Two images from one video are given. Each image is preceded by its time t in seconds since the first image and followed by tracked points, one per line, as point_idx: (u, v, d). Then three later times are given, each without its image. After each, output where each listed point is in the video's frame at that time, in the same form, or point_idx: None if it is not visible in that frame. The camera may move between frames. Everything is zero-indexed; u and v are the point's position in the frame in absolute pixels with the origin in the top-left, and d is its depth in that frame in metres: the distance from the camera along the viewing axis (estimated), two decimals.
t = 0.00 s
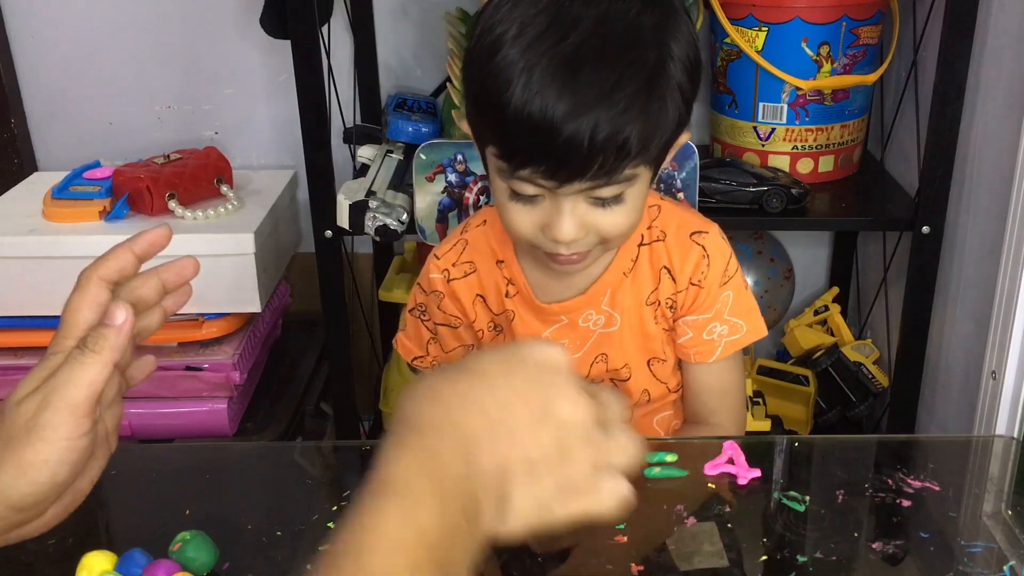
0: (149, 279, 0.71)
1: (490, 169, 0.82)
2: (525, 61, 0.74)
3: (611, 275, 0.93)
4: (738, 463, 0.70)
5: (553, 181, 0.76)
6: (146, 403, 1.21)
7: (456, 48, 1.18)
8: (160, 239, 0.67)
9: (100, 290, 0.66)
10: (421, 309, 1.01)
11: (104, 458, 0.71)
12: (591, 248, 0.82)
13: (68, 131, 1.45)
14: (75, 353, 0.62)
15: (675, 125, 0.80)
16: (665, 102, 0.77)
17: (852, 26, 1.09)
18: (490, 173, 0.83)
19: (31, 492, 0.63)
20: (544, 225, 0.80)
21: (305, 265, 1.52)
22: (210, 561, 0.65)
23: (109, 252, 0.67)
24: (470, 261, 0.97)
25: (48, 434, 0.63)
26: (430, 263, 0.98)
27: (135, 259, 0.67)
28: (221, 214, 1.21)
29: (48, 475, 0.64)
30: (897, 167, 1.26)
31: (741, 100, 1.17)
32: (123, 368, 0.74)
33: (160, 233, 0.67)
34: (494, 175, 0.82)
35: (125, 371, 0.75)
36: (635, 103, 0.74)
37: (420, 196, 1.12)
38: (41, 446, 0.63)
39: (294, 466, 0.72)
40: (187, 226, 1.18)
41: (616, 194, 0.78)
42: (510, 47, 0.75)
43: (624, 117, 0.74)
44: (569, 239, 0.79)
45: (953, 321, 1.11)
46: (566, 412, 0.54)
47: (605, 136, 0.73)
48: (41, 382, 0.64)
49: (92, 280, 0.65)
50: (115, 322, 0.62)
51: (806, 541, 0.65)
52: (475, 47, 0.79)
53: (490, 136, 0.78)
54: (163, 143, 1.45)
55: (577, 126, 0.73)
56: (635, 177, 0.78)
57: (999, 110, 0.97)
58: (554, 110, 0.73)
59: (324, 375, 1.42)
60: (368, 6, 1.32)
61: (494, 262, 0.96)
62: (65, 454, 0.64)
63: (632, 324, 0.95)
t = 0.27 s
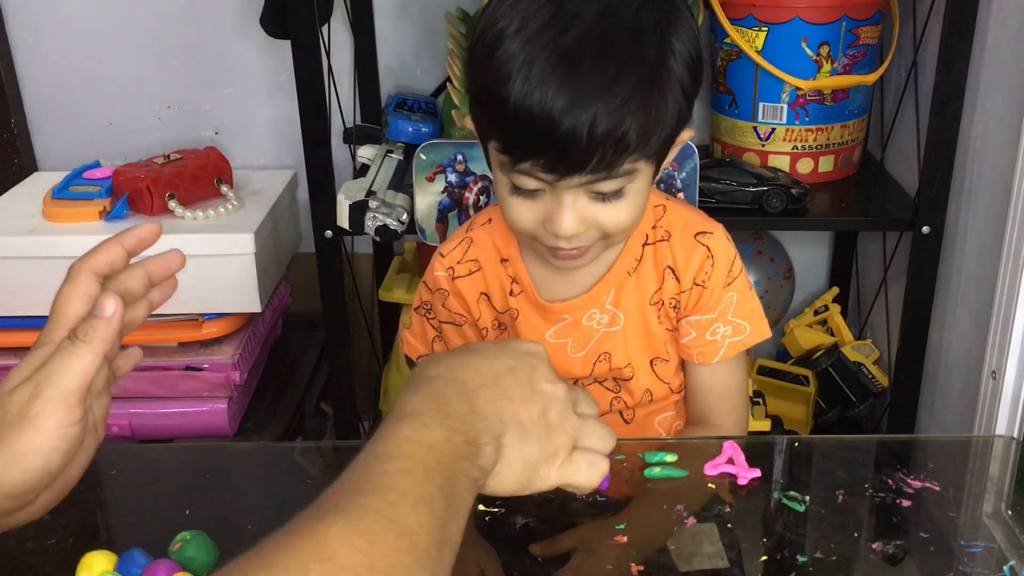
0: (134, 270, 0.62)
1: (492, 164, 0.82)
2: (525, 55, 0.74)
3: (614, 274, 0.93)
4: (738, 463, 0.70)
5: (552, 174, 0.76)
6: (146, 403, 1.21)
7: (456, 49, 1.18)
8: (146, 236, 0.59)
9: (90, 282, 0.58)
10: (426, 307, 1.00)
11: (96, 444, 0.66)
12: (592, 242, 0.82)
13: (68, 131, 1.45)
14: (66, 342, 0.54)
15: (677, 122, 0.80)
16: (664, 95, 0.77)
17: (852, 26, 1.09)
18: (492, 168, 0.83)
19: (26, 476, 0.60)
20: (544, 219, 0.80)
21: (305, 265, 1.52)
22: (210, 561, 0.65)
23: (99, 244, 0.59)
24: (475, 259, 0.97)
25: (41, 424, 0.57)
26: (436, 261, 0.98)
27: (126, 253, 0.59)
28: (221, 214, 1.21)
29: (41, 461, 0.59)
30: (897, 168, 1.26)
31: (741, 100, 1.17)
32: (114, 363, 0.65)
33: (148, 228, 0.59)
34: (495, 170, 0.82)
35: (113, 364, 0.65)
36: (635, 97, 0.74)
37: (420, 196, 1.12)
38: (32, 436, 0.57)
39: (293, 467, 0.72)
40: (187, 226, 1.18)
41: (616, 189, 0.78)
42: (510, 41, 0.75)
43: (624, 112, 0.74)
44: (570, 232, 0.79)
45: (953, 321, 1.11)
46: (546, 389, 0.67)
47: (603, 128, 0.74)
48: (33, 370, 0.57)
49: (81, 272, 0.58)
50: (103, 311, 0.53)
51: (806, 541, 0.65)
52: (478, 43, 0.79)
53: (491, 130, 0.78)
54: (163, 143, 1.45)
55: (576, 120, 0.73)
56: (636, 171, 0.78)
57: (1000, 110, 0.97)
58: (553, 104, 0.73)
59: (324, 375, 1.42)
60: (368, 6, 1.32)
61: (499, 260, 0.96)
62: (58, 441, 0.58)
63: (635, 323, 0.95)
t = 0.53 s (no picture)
0: (123, 266, 0.62)
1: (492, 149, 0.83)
2: (518, 35, 0.75)
3: (618, 269, 0.93)
4: (738, 463, 0.70)
5: (545, 152, 0.76)
6: (145, 403, 1.21)
7: (456, 49, 1.18)
8: (137, 232, 0.60)
9: (80, 277, 0.59)
10: (428, 303, 0.99)
11: (87, 437, 0.67)
12: (587, 226, 0.82)
13: (68, 131, 1.45)
14: (55, 337, 0.55)
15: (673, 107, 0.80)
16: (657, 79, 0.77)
17: (852, 25, 1.09)
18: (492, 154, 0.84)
19: (18, 470, 0.60)
20: (538, 200, 0.80)
21: (305, 265, 1.52)
22: (210, 560, 0.65)
23: (89, 240, 0.60)
24: (479, 255, 0.97)
25: (30, 417, 0.57)
26: (439, 256, 0.98)
27: (115, 250, 0.61)
28: (221, 214, 1.21)
29: (30, 455, 0.60)
30: (897, 168, 1.26)
31: (741, 100, 1.17)
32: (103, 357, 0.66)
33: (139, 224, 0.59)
34: (494, 154, 0.82)
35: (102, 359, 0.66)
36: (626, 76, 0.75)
37: (420, 196, 1.12)
38: (22, 429, 0.58)
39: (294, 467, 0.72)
40: (187, 226, 1.18)
41: (610, 169, 0.78)
42: (506, 24, 0.76)
43: (614, 90, 0.74)
44: (563, 212, 0.79)
45: (953, 321, 1.11)
46: (555, 355, 0.55)
47: (592, 108, 0.74)
48: (22, 365, 0.58)
49: (71, 268, 0.58)
50: (92, 307, 0.54)
51: (806, 541, 0.65)
52: (477, 30, 0.81)
53: (487, 113, 0.79)
54: (163, 143, 1.45)
55: (566, 96, 0.74)
56: (629, 154, 0.78)
57: (999, 109, 0.97)
58: (543, 81, 0.74)
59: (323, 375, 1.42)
60: (368, 6, 1.32)
61: (503, 255, 0.96)
62: (46, 434, 0.59)
63: (638, 320, 0.95)
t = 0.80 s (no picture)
0: (121, 264, 0.63)
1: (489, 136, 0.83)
2: (515, 19, 0.76)
3: (615, 265, 0.92)
4: (739, 462, 0.70)
5: (542, 134, 0.76)
6: (145, 403, 1.21)
7: (456, 49, 1.18)
8: (137, 230, 0.59)
9: (79, 274, 0.59)
10: (427, 301, 0.99)
11: (87, 433, 0.67)
12: (585, 213, 0.82)
13: (68, 131, 1.45)
14: (55, 334, 0.55)
15: (668, 94, 0.80)
16: (654, 68, 0.78)
17: (852, 25, 1.09)
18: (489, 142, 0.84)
19: (17, 466, 0.60)
20: (536, 184, 0.79)
21: (304, 265, 1.52)
22: (210, 561, 0.65)
23: (89, 238, 0.60)
24: (476, 252, 0.96)
25: (30, 413, 0.57)
26: (436, 254, 0.96)
27: (115, 249, 0.60)
28: (221, 214, 1.21)
29: (30, 451, 0.60)
30: (897, 168, 1.26)
31: (741, 99, 1.17)
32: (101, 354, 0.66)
33: (138, 223, 0.59)
34: (491, 141, 0.82)
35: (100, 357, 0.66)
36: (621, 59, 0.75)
37: (420, 196, 1.12)
38: (22, 425, 0.58)
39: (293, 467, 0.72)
40: (187, 225, 1.18)
41: (607, 153, 0.77)
42: (503, 9, 0.77)
43: (610, 72, 0.75)
44: (561, 196, 0.78)
45: (953, 321, 1.11)
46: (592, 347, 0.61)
47: (589, 89, 0.74)
48: (22, 362, 0.58)
49: (69, 266, 0.59)
50: (92, 304, 0.53)
51: (807, 541, 0.65)
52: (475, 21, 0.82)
53: (485, 99, 0.79)
54: (163, 143, 1.45)
55: (563, 77, 0.74)
56: (625, 138, 0.78)
57: (999, 110, 0.97)
58: (540, 63, 0.74)
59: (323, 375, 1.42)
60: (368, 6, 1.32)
61: (500, 251, 0.95)
62: (47, 430, 0.59)
63: (636, 315, 0.95)
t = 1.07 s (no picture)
0: (122, 265, 0.63)
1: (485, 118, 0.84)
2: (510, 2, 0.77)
3: (609, 251, 0.92)
4: (739, 463, 0.69)
5: (537, 113, 0.77)
6: (145, 403, 1.21)
7: (456, 49, 1.18)
8: (139, 231, 0.59)
9: (80, 275, 0.59)
10: (425, 290, 0.98)
11: (86, 436, 0.67)
12: (580, 194, 0.83)
13: (68, 132, 1.45)
14: (55, 335, 0.55)
15: (662, 76, 0.82)
16: (649, 53, 0.79)
17: (852, 26, 1.09)
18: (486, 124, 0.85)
19: (17, 467, 0.60)
20: (531, 164, 0.80)
21: (304, 265, 1.52)
22: (210, 561, 0.65)
23: (90, 239, 0.60)
24: (472, 240, 0.96)
25: (29, 414, 0.57)
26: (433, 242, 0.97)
27: (117, 250, 0.60)
28: (221, 214, 1.21)
29: (30, 452, 0.60)
30: (897, 168, 1.27)
31: (741, 99, 1.17)
32: (102, 355, 0.66)
33: (141, 223, 0.59)
34: (488, 123, 0.83)
35: (101, 358, 0.66)
36: (614, 41, 0.76)
37: (420, 195, 1.12)
38: (21, 426, 0.58)
39: (293, 467, 0.72)
40: (187, 225, 1.18)
41: (601, 134, 0.78)
42: None
43: (603, 53, 0.76)
44: (556, 175, 0.79)
45: (953, 321, 1.11)
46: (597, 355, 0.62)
47: (582, 71, 0.75)
48: (22, 362, 0.58)
49: (71, 266, 0.59)
50: (91, 305, 0.53)
51: (806, 541, 0.66)
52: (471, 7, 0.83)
53: (482, 81, 0.80)
54: (163, 143, 1.45)
55: (555, 58, 0.75)
56: (619, 119, 0.79)
57: (1000, 110, 0.97)
58: (534, 44, 0.75)
59: (324, 375, 1.42)
60: (368, 6, 1.32)
61: (496, 240, 0.95)
62: (47, 431, 0.59)
63: (629, 303, 0.94)
